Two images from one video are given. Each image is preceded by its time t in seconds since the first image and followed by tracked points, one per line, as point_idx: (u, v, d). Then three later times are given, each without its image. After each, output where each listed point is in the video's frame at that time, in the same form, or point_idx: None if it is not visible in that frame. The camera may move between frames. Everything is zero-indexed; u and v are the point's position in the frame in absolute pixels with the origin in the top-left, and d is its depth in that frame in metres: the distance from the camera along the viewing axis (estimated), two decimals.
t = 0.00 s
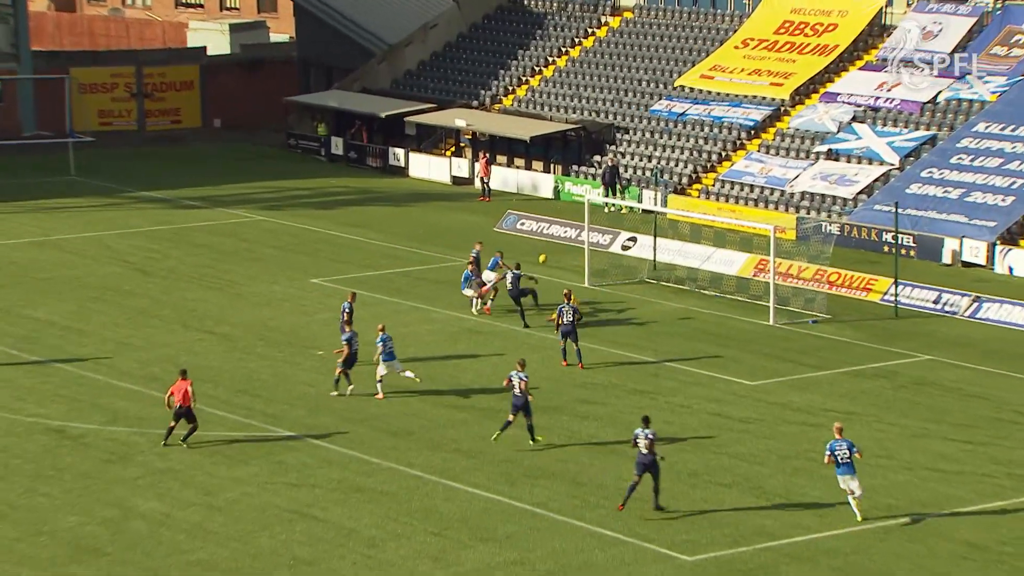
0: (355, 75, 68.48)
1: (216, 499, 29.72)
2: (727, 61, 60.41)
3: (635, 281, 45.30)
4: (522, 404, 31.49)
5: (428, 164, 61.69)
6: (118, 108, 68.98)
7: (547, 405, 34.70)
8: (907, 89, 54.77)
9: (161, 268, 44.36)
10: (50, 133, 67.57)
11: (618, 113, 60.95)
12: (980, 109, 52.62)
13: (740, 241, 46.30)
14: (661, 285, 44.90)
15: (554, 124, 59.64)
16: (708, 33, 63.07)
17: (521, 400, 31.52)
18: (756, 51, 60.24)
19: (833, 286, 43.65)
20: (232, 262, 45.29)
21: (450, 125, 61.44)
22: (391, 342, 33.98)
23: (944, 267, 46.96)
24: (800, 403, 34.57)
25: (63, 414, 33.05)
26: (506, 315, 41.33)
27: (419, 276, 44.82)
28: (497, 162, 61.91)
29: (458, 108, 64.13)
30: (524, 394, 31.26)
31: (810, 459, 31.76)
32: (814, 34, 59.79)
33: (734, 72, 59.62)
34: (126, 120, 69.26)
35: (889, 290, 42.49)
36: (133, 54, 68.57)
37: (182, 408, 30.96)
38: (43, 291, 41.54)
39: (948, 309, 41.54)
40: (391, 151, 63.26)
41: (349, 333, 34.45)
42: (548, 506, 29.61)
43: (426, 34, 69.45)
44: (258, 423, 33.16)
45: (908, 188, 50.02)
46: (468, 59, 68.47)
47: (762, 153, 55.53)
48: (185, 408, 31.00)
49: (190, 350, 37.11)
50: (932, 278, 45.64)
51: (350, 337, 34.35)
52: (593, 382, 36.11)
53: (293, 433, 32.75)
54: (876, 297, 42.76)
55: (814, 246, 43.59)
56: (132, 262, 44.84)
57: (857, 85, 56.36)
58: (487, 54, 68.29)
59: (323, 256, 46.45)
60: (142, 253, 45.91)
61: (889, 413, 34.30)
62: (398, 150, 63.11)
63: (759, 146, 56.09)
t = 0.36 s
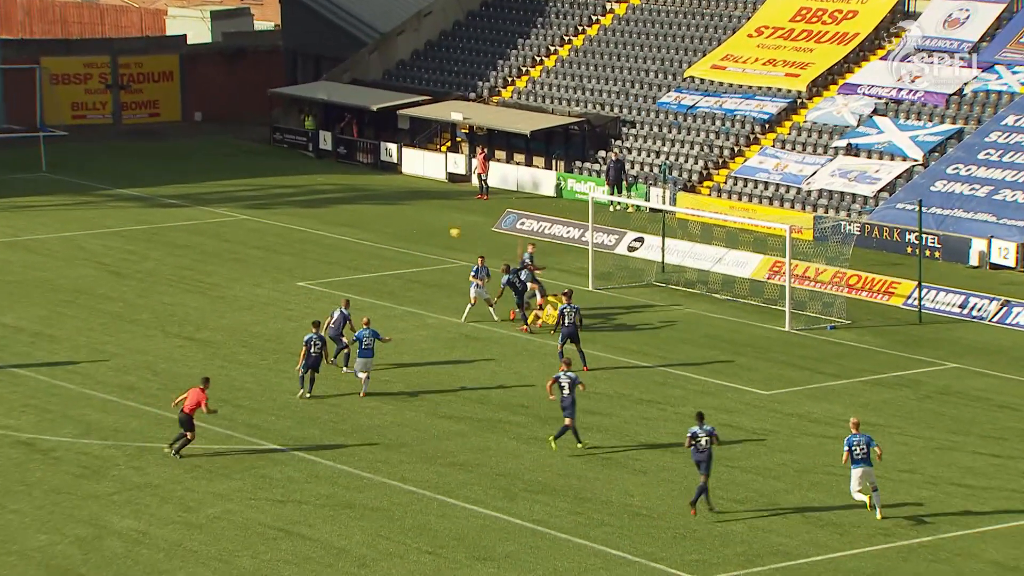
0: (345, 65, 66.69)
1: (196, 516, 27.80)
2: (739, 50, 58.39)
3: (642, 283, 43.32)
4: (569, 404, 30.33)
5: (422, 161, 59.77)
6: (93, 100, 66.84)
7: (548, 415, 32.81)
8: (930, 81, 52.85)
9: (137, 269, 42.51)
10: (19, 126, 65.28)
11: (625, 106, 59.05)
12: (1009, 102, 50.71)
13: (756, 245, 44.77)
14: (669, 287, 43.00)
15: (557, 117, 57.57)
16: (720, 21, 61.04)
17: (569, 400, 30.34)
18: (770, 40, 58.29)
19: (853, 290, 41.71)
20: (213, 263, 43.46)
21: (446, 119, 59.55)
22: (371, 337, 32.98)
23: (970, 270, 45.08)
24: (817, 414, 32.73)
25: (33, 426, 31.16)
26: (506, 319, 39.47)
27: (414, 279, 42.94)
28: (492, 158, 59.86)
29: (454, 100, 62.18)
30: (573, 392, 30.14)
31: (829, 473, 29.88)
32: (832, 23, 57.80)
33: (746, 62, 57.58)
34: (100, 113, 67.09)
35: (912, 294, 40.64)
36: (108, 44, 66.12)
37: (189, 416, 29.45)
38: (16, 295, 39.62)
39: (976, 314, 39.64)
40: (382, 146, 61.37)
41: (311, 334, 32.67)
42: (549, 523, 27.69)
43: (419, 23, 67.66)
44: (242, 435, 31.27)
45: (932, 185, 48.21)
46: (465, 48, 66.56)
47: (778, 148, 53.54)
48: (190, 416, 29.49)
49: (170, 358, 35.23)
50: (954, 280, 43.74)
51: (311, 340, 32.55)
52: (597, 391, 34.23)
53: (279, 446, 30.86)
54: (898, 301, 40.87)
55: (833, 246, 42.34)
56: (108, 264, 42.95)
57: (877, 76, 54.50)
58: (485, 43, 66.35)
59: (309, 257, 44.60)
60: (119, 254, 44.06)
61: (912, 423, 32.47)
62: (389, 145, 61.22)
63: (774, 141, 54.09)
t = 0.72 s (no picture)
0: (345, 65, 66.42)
1: (193, 520, 27.53)
2: (740, 50, 58.11)
3: (643, 285, 43.01)
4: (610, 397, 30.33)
5: (423, 161, 59.47)
6: (89, 100, 66.51)
7: (548, 418, 32.51)
8: (934, 80, 52.61)
9: (134, 271, 42.23)
10: (15, 125, 64.82)
11: (626, 106, 58.76)
12: (1014, 102, 50.45)
13: (758, 246, 44.33)
14: (671, 289, 42.70)
15: (558, 117, 57.28)
16: (722, 20, 60.71)
17: (608, 394, 30.40)
18: (773, 39, 57.97)
19: (856, 292, 41.41)
20: (211, 264, 43.18)
21: (446, 119, 59.26)
22: (360, 328, 33.38)
23: (974, 271, 44.79)
24: (820, 416, 32.44)
25: (28, 429, 30.87)
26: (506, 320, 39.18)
27: (413, 280, 42.65)
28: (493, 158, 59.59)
29: (453, 100, 61.91)
30: (612, 385, 30.25)
31: (832, 477, 29.58)
32: (835, 22, 57.49)
33: (749, 61, 57.26)
34: (96, 112, 66.75)
35: (917, 295, 40.32)
36: (105, 43, 65.96)
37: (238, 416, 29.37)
38: (12, 297, 39.31)
39: (981, 315, 39.35)
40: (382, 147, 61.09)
41: (297, 326, 32.87)
42: (550, 527, 27.39)
43: (418, 21, 67.43)
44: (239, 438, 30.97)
45: (936, 185, 47.90)
46: (466, 47, 66.26)
47: (780, 148, 53.25)
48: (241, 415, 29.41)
49: (167, 360, 34.94)
50: (958, 281, 43.46)
51: (296, 333, 32.69)
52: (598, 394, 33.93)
53: (277, 450, 30.56)
54: (903, 302, 40.59)
55: (836, 247, 42.03)
56: (103, 266, 42.66)
57: (881, 76, 54.22)
58: (486, 42, 66.05)
59: (309, 258, 44.32)
60: (115, 255, 43.78)
61: (916, 426, 32.18)
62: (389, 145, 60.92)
63: (776, 141, 53.81)
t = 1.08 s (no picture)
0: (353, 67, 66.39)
1: (202, 522, 27.53)
2: (749, 52, 58.03)
3: (652, 288, 43.02)
4: (640, 394, 30.66)
5: (432, 164, 59.46)
6: (99, 103, 66.63)
7: (556, 421, 32.48)
8: (943, 83, 52.54)
9: (144, 273, 42.26)
10: (24, 128, 64.90)
11: (635, 108, 58.70)
12: None
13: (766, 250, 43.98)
14: (680, 292, 42.71)
15: (566, 120, 57.24)
16: (731, 22, 60.62)
17: (636, 390, 30.76)
18: (782, 42, 57.90)
19: (865, 294, 41.64)
20: (221, 267, 43.21)
21: (455, 121, 59.21)
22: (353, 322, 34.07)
23: (983, 273, 44.71)
24: (829, 419, 32.42)
25: (37, 431, 30.88)
26: (514, 323, 39.15)
27: (422, 282, 42.64)
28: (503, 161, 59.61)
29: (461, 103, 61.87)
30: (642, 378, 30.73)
31: (841, 480, 29.51)
32: (844, 24, 57.41)
33: (758, 64, 57.18)
34: (106, 116, 66.84)
35: (926, 299, 40.26)
36: (114, 46, 66.01)
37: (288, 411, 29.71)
38: (21, 299, 39.33)
39: (990, 319, 39.30)
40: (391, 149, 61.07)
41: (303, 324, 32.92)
42: (558, 530, 27.37)
43: (427, 24, 67.48)
44: (247, 441, 30.97)
45: (946, 188, 47.81)
46: (476, 49, 66.27)
47: (789, 151, 53.18)
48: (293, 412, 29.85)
49: (177, 363, 34.96)
50: (967, 284, 43.39)
51: (303, 331, 32.71)
52: (607, 397, 33.91)
53: (286, 453, 30.53)
54: (912, 306, 40.53)
55: (844, 253, 41.22)
56: (113, 268, 42.70)
57: (890, 79, 54.13)
58: (495, 45, 66.03)
59: (319, 261, 44.34)
60: (124, 258, 43.82)
61: (925, 429, 32.13)
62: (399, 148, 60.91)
63: (786, 144, 53.76)
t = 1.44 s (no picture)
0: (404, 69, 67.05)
1: (254, 516, 28.05)
2: (794, 54, 58.23)
3: (698, 288, 43.41)
4: (696, 386, 31.29)
5: (481, 164, 59.92)
6: (155, 104, 67.49)
7: (603, 418, 32.82)
8: (989, 84, 52.51)
9: (197, 272, 42.91)
10: (82, 130, 65.82)
11: (680, 110, 58.95)
12: None
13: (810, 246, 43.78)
14: (725, 292, 43.06)
15: (612, 121, 57.60)
16: (776, 24, 60.83)
17: (692, 381, 31.38)
18: (827, 44, 58.04)
19: (909, 294, 41.53)
20: (271, 266, 43.80)
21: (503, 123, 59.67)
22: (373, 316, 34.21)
23: None
24: (874, 417, 32.64)
25: (95, 426, 31.52)
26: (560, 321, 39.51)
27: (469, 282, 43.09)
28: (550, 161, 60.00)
29: (510, 104, 62.32)
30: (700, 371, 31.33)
31: (885, 478, 29.74)
32: (890, 26, 57.48)
33: (803, 66, 57.39)
34: (162, 116, 67.69)
35: (971, 298, 40.44)
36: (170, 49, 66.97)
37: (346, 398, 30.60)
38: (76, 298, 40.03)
39: None
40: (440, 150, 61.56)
41: (350, 320, 33.60)
42: (604, 526, 27.72)
43: (475, 27, 68.08)
44: (299, 436, 31.49)
45: (991, 188, 47.86)
46: (522, 52, 66.74)
47: (834, 151, 53.31)
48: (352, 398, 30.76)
49: (230, 360, 35.54)
50: (1012, 284, 43.44)
51: (352, 326, 33.42)
52: (653, 395, 34.24)
53: (337, 449, 31.01)
54: (956, 305, 40.71)
55: (889, 251, 40.72)
56: (168, 267, 43.37)
57: (935, 80, 54.14)
58: (542, 47, 66.45)
59: (369, 260, 44.86)
60: (178, 257, 44.47)
61: (970, 427, 32.29)
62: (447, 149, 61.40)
63: (831, 145, 53.88)
